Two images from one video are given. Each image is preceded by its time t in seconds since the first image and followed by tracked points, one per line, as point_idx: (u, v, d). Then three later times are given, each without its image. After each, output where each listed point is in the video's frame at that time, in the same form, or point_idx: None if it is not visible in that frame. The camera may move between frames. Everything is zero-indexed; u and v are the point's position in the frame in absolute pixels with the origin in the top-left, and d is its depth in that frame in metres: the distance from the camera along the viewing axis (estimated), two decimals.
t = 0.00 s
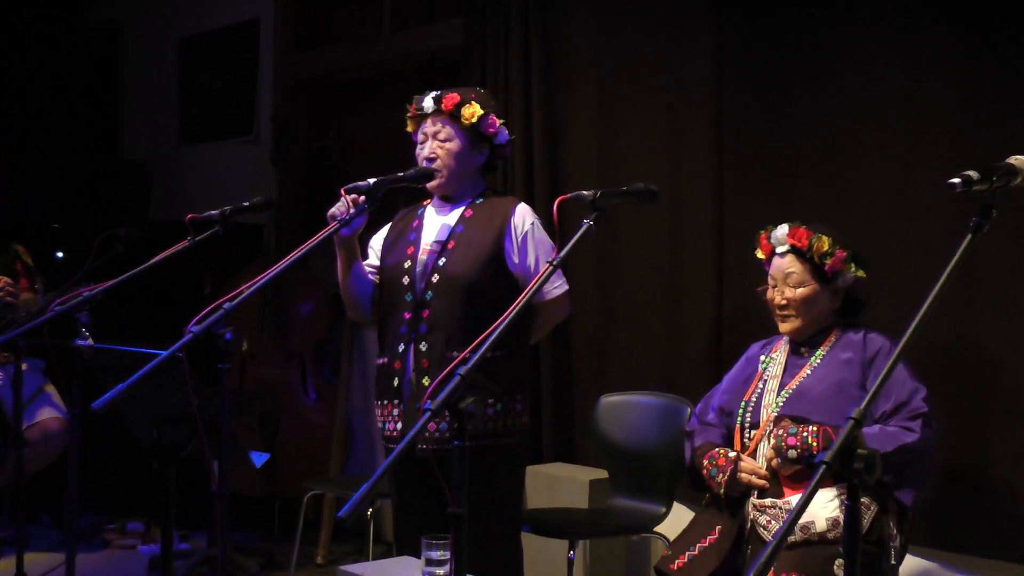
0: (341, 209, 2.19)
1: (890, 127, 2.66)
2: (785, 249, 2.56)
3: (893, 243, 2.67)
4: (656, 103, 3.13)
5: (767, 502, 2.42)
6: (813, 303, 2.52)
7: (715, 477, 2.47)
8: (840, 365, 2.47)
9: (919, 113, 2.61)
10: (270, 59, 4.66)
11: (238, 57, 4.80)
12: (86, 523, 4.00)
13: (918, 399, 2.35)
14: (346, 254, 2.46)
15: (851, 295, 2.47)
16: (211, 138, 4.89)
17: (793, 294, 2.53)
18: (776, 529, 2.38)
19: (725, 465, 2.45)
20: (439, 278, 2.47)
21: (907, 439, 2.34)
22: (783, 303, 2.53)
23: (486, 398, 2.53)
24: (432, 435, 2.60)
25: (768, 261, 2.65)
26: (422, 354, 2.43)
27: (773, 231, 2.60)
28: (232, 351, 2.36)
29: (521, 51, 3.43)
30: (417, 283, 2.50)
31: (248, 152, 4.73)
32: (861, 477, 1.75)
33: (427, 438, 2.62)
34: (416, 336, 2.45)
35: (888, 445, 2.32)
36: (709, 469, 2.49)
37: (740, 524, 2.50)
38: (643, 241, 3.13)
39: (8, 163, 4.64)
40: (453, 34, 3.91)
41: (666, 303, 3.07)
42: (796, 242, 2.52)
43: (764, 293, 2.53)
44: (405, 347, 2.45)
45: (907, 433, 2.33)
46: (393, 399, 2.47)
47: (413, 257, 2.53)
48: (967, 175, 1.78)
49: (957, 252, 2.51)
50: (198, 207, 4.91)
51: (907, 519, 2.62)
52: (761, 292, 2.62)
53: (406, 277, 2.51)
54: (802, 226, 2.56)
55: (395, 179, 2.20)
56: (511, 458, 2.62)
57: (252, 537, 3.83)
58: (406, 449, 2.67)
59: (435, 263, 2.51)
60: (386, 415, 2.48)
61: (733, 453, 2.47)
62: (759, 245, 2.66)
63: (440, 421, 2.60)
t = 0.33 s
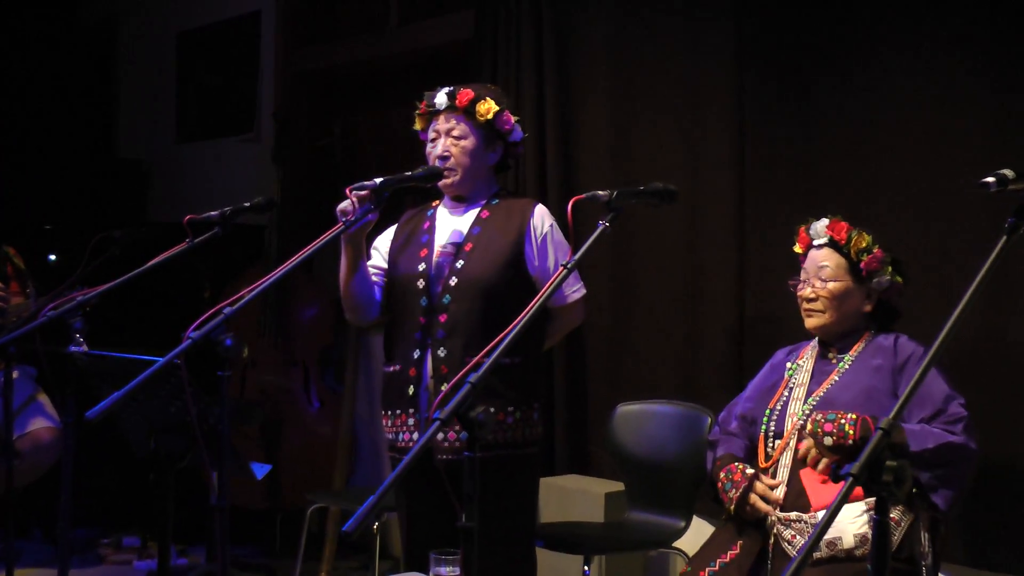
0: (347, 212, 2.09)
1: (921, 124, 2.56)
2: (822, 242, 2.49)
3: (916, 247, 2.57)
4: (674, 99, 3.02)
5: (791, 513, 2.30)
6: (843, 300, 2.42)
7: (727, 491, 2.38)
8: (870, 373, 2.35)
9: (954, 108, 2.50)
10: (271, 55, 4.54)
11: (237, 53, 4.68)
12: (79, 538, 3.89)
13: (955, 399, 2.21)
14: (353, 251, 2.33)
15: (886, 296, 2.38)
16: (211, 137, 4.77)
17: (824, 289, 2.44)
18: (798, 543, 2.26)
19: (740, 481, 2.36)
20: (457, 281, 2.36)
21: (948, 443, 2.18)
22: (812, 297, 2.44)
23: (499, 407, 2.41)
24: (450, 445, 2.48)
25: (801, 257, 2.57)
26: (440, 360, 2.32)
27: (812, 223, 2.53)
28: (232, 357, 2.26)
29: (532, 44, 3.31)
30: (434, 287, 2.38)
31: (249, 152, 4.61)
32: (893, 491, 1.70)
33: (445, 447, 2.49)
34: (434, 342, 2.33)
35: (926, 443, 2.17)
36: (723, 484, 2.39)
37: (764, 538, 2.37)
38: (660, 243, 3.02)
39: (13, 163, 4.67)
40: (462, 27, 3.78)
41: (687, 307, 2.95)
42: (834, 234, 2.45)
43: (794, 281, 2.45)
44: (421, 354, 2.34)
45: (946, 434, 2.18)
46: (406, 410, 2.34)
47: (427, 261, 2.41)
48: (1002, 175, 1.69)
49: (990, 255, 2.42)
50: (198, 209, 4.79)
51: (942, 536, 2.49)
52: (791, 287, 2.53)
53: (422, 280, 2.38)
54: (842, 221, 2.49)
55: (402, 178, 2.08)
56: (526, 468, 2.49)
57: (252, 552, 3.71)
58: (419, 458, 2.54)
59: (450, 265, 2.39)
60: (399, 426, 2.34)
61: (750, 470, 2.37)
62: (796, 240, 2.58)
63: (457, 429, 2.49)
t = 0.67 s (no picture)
0: (351, 217, 2.01)
1: (955, 119, 2.47)
2: (838, 270, 2.33)
3: (944, 252, 2.49)
4: (694, 95, 2.91)
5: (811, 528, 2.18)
6: (878, 324, 2.29)
7: (736, 519, 2.28)
8: (897, 387, 2.24)
9: (989, 102, 2.42)
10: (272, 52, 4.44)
11: (235, 49, 4.57)
12: (70, 556, 3.73)
13: (998, 415, 2.11)
14: (358, 264, 2.18)
15: (920, 310, 2.25)
16: (210, 137, 4.65)
17: (854, 319, 2.29)
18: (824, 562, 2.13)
19: (747, 506, 2.25)
20: (467, 287, 2.24)
21: (996, 463, 2.07)
22: (845, 332, 2.30)
23: (509, 419, 2.27)
24: (462, 459, 2.33)
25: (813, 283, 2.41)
26: (452, 369, 2.19)
27: (822, 251, 2.36)
28: (231, 367, 2.14)
29: (545, 37, 3.19)
30: (443, 294, 2.26)
31: (250, 153, 4.51)
32: (919, 508, 1.59)
33: (456, 462, 2.33)
34: (444, 351, 2.21)
35: (977, 469, 2.05)
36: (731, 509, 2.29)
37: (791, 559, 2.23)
38: (677, 247, 2.92)
39: (13, 163, 4.52)
40: (470, 22, 3.68)
41: (708, 312, 2.85)
42: (853, 264, 2.28)
43: (821, 322, 2.29)
44: (429, 364, 2.22)
45: (992, 455, 2.07)
46: (412, 422, 2.21)
47: (435, 266, 2.29)
48: None
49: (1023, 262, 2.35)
50: (196, 212, 4.67)
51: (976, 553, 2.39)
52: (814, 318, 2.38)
53: (429, 287, 2.27)
54: (855, 244, 2.33)
55: (410, 180, 1.99)
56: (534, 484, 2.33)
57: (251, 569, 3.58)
58: (425, 476, 2.37)
59: (459, 271, 2.27)
60: (407, 439, 2.21)
61: (756, 492, 2.28)
62: (804, 266, 2.42)
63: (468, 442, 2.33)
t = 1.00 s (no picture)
0: (352, 220, 1.91)
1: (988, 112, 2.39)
2: (860, 275, 2.21)
3: (973, 256, 2.42)
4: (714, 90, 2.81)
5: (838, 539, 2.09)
6: (902, 334, 2.17)
7: (775, 543, 2.15)
8: (922, 400, 2.13)
9: (1023, 94, 2.35)
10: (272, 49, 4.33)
11: (235, 43, 4.47)
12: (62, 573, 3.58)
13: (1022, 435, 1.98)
14: (359, 272, 2.09)
15: (946, 318, 2.12)
16: (207, 138, 4.54)
17: (876, 326, 2.17)
18: None
19: (789, 531, 2.13)
20: (464, 294, 2.12)
21: (1016, 486, 1.95)
22: (866, 340, 2.18)
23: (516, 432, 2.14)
24: (458, 473, 2.17)
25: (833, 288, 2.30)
26: (445, 381, 2.07)
27: (843, 255, 2.25)
28: (227, 377, 2.03)
29: (556, 28, 3.08)
30: (441, 301, 2.15)
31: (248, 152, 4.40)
32: (951, 527, 1.47)
33: (455, 477, 2.18)
34: (440, 361, 2.10)
35: (994, 490, 1.94)
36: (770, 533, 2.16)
37: None
38: (694, 250, 2.81)
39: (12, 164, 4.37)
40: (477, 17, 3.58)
41: (726, 317, 2.75)
42: (875, 268, 2.17)
43: (841, 329, 2.18)
44: (426, 374, 2.11)
45: (1012, 476, 1.96)
46: (410, 435, 2.11)
47: (434, 273, 2.18)
48: None
49: None
50: (193, 214, 4.55)
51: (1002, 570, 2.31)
52: (834, 325, 2.26)
53: (427, 294, 2.16)
54: (878, 247, 2.21)
55: (413, 180, 1.88)
56: (547, 501, 2.23)
57: None
58: (429, 490, 2.22)
59: (458, 278, 2.16)
60: (403, 452, 2.12)
61: (796, 514, 2.16)
62: (824, 271, 2.30)
63: (468, 456, 2.17)
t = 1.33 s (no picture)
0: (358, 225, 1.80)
1: None
2: (896, 269, 2.12)
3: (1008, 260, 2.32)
4: (735, 88, 2.71)
5: (861, 563, 1.95)
6: (931, 335, 2.06)
7: (793, 549, 2.05)
8: (955, 415, 2.01)
9: None
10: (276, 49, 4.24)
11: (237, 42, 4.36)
12: None
13: None
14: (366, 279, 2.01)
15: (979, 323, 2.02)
16: (208, 141, 4.42)
17: (905, 322, 2.07)
18: None
19: (808, 538, 2.03)
20: (472, 302, 2.01)
21: None
22: (894, 335, 2.08)
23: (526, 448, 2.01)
24: (464, 491, 2.02)
25: (871, 285, 2.20)
26: (451, 394, 1.96)
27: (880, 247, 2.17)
28: (227, 389, 1.93)
29: (570, 23, 2.98)
30: (448, 309, 2.04)
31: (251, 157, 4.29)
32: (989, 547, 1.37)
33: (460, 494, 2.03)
34: (446, 372, 1.98)
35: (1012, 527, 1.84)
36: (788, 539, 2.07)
37: None
38: (716, 256, 2.71)
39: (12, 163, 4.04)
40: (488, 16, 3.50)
41: (750, 325, 2.64)
42: (911, 261, 2.08)
43: (869, 319, 2.08)
44: (432, 386, 2.00)
45: None
46: (416, 449, 2.00)
47: (443, 280, 2.07)
48: None
49: None
50: (193, 220, 4.42)
51: None
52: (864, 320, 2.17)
53: (435, 302, 2.05)
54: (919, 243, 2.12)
55: (423, 183, 1.78)
56: (563, 519, 2.11)
57: None
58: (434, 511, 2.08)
59: (466, 285, 2.05)
60: (409, 467, 2.01)
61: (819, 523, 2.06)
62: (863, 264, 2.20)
63: (474, 473, 2.03)
